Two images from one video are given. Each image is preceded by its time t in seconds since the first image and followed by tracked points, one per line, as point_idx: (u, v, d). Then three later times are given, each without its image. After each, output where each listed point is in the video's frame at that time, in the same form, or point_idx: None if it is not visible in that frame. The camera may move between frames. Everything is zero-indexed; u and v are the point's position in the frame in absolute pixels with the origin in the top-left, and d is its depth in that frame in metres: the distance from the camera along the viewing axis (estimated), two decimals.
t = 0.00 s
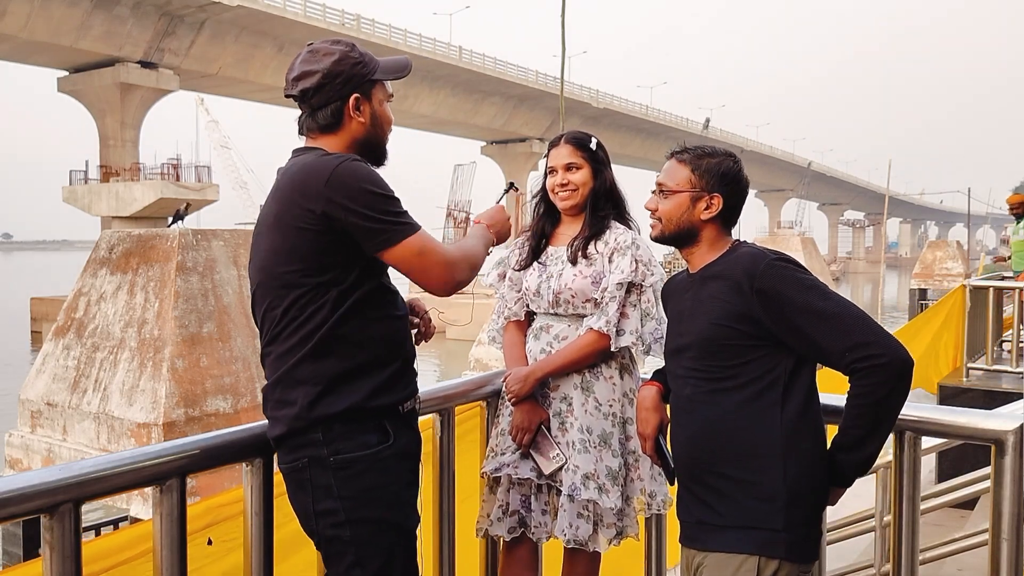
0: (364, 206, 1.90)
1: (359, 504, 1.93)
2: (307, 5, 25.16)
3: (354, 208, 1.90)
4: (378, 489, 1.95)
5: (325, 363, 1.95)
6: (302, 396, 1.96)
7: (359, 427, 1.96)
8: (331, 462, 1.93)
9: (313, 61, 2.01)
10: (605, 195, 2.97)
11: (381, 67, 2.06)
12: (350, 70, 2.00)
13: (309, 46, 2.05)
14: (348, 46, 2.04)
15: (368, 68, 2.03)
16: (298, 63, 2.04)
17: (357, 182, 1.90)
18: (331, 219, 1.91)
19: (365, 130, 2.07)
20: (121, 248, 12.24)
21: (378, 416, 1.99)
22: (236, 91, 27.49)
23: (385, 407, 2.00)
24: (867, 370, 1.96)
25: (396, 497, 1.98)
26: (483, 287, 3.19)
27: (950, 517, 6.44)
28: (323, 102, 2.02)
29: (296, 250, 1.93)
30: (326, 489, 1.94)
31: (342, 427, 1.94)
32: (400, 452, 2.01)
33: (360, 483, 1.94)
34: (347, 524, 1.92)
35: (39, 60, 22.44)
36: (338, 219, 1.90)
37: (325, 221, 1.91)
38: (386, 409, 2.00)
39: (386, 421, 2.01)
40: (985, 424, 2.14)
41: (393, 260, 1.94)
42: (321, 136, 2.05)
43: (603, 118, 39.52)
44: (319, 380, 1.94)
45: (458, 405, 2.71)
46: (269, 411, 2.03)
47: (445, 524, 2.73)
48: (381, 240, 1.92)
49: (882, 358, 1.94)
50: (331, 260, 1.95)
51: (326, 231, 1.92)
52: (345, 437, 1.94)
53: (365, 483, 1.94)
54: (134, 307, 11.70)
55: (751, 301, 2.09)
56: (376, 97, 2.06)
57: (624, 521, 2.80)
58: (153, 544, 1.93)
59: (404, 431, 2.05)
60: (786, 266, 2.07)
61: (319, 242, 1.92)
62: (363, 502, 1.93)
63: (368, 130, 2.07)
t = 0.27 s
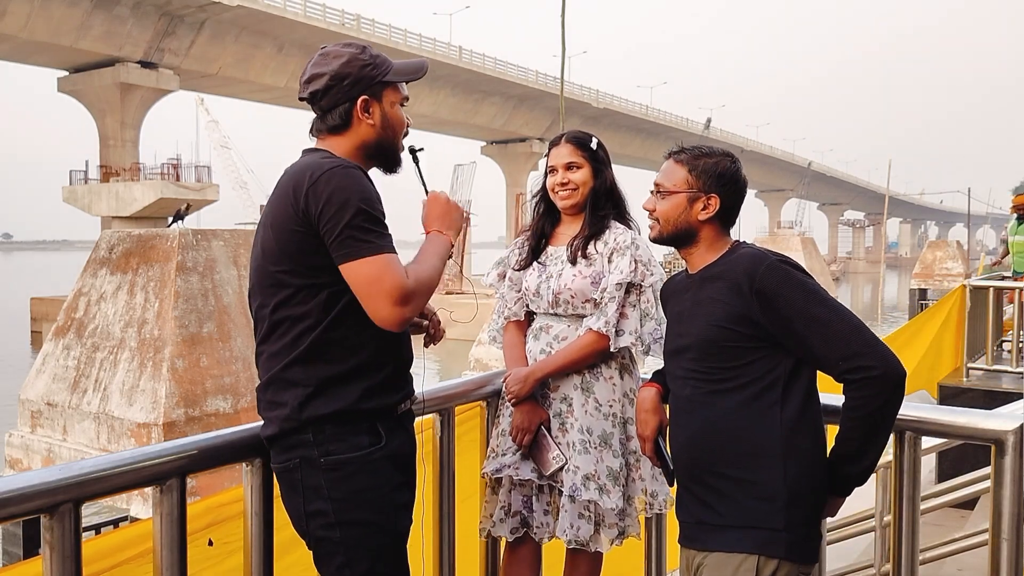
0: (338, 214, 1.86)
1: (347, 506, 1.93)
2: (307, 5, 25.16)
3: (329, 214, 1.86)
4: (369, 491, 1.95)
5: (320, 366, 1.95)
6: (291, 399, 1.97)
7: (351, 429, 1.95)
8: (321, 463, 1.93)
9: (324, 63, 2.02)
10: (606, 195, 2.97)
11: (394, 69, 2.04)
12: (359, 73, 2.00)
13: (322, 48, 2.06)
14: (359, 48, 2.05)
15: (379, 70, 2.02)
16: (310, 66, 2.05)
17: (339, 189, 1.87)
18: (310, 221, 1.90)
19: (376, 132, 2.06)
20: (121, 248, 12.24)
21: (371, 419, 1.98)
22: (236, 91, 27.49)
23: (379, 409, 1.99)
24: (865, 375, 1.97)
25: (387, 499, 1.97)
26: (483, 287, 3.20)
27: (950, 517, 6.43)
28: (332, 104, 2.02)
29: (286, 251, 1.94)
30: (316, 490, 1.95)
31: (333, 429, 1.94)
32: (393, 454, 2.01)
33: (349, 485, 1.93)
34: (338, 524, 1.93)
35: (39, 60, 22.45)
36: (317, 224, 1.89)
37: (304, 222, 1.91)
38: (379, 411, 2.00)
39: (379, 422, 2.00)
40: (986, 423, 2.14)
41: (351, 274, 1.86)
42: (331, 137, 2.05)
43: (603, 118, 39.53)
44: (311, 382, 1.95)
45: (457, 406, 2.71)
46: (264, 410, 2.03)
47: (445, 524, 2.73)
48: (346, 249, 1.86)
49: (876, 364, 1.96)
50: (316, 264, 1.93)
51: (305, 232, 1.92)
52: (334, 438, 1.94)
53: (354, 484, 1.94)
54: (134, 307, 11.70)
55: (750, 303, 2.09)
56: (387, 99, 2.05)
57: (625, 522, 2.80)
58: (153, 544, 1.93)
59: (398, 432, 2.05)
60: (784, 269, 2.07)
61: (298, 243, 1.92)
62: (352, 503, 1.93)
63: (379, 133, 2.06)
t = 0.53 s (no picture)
0: (345, 218, 1.87)
1: (344, 507, 1.93)
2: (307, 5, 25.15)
3: (333, 216, 1.87)
4: (366, 492, 1.94)
5: (318, 368, 1.95)
6: (289, 400, 1.96)
7: (349, 430, 1.95)
8: (318, 464, 1.93)
9: (319, 61, 2.04)
10: (606, 195, 2.97)
11: (389, 67, 2.02)
12: (351, 70, 2.00)
13: (322, 46, 2.08)
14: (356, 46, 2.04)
15: (373, 68, 2.01)
16: (308, 65, 2.07)
17: (341, 192, 1.87)
18: (312, 223, 1.90)
19: (369, 131, 2.04)
20: (121, 248, 12.25)
21: (368, 420, 1.98)
22: (236, 91, 27.49)
23: (376, 410, 1.99)
24: (860, 373, 1.97)
25: (386, 499, 1.97)
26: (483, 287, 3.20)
27: (950, 517, 6.43)
28: (325, 101, 2.03)
29: (284, 252, 1.94)
30: (314, 491, 1.95)
31: (329, 430, 1.94)
32: (390, 455, 2.00)
33: (346, 486, 1.93)
34: (335, 525, 1.93)
35: (40, 60, 22.44)
36: (320, 227, 1.89)
37: (306, 224, 1.91)
38: (376, 412, 1.99)
39: (378, 423, 2.00)
40: (986, 423, 2.14)
41: (367, 274, 1.89)
42: (327, 135, 2.06)
43: (603, 118, 39.53)
44: (308, 383, 1.95)
45: (457, 405, 2.71)
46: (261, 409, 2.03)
47: (444, 525, 2.74)
48: (355, 250, 1.87)
49: (874, 361, 1.96)
50: (314, 265, 1.93)
51: (307, 234, 1.92)
52: (332, 440, 1.94)
53: (351, 485, 1.94)
54: (134, 307, 11.70)
55: (748, 302, 2.09)
56: (381, 97, 2.03)
57: (625, 521, 2.80)
58: (153, 544, 1.93)
59: (395, 433, 2.04)
60: (782, 267, 2.07)
61: (300, 245, 1.92)
62: (349, 504, 1.93)
63: (372, 131, 2.04)
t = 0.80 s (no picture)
0: (366, 217, 1.88)
1: (363, 507, 1.93)
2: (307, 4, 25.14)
3: (352, 215, 1.88)
4: (383, 492, 1.95)
5: (332, 370, 1.95)
6: (306, 401, 1.95)
7: (362, 431, 1.95)
8: (335, 464, 1.93)
9: (312, 59, 2.04)
10: (607, 195, 2.97)
11: (380, 64, 2.01)
12: (342, 67, 2.00)
13: (316, 44, 2.08)
14: (350, 43, 2.04)
15: (366, 65, 2.00)
16: (302, 62, 2.07)
17: (357, 191, 1.88)
18: (328, 222, 1.90)
19: (362, 127, 2.04)
20: (121, 248, 12.25)
21: (382, 420, 1.99)
22: (236, 91, 27.49)
23: (386, 411, 1.99)
24: (853, 371, 1.98)
25: (400, 499, 1.98)
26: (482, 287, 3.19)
27: (950, 517, 6.42)
28: (317, 98, 2.03)
29: (295, 253, 1.93)
30: (330, 492, 1.94)
31: (345, 432, 1.94)
32: (403, 456, 2.01)
33: (365, 486, 1.94)
34: (352, 526, 1.92)
35: (40, 60, 22.44)
36: (338, 226, 1.89)
37: (321, 224, 1.91)
38: (388, 413, 2.00)
39: (390, 424, 2.01)
40: (984, 423, 2.14)
41: (391, 269, 1.90)
42: (322, 132, 2.06)
43: (603, 118, 39.53)
44: (323, 384, 1.94)
45: (457, 406, 2.71)
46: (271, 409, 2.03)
47: (444, 525, 2.73)
48: (377, 248, 1.89)
49: (872, 352, 1.96)
50: (328, 265, 1.94)
51: (323, 232, 1.92)
52: (348, 441, 1.94)
53: (369, 485, 1.94)
54: (134, 307, 11.70)
55: (741, 300, 2.09)
56: (373, 93, 2.02)
57: (625, 521, 2.80)
58: (153, 545, 1.93)
59: (405, 434, 2.05)
60: (776, 264, 2.07)
61: (315, 244, 1.92)
62: (369, 504, 1.93)
63: (365, 128, 2.04)
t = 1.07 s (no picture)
0: (366, 217, 1.88)
1: (372, 507, 1.93)
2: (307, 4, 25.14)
3: (355, 216, 1.88)
4: (390, 493, 1.96)
5: (341, 370, 1.95)
6: (315, 403, 1.95)
7: (370, 431, 1.96)
8: (344, 465, 1.93)
9: (312, 59, 2.04)
10: (607, 195, 2.97)
11: (380, 63, 2.01)
12: (342, 66, 2.00)
13: (316, 44, 2.08)
14: (350, 43, 2.04)
15: (366, 64, 2.00)
16: (301, 63, 2.07)
17: (359, 192, 1.88)
18: (332, 224, 1.90)
19: (362, 127, 2.04)
20: (121, 248, 12.25)
21: (389, 421, 1.99)
22: (236, 91, 27.49)
23: (391, 411, 1.99)
24: (848, 374, 1.98)
25: (407, 499, 1.99)
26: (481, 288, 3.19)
27: (950, 517, 6.42)
28: (317, 98, 2.03)
29: (299, 254, 1.93)
30: (338, 492, 1.94)
31: (354, 432, 1.94)
32: (410, 456, 2.02)
33: (373, 486, 1.94)
34: (360, 525, 1.92)
35: (40, 60, 22.44)
36: (340, 228, 1.89)
37: (324, 225, 1.91)
38: (395, 414, 2.00)
39: (397, 424, 2.01)
40: (984, 424, 2.14)
41: (394, 269, 1.90)
42: (322, 132, 2.06)
43: (603, 118, 39.53)
44: (332, 385, 1.94)
45: (457, 406, 2.71)
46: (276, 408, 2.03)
47: (445, 525, 2.73)
48: (381, 248, 1.89)
49: (861, 362, 1.97)
50: (332, 266, 1.94)
51: (327, 234, 1.91)
52: (356, 441, 1.94)
53: (378, 486, 1.94)
54: (134, 307, 11.70)
55: (738, 300, 2.09)
56: (373, 92, 2.02)
57: (626, 521, 2.80)
58: (153, 544, 1.93)
59: (411, 435, 2.05)
60: (772, 265, 2.07)
61: (319, 246, 1.92)
62: (377, 504, 1.93)
63: (365, 127, 2.04)
